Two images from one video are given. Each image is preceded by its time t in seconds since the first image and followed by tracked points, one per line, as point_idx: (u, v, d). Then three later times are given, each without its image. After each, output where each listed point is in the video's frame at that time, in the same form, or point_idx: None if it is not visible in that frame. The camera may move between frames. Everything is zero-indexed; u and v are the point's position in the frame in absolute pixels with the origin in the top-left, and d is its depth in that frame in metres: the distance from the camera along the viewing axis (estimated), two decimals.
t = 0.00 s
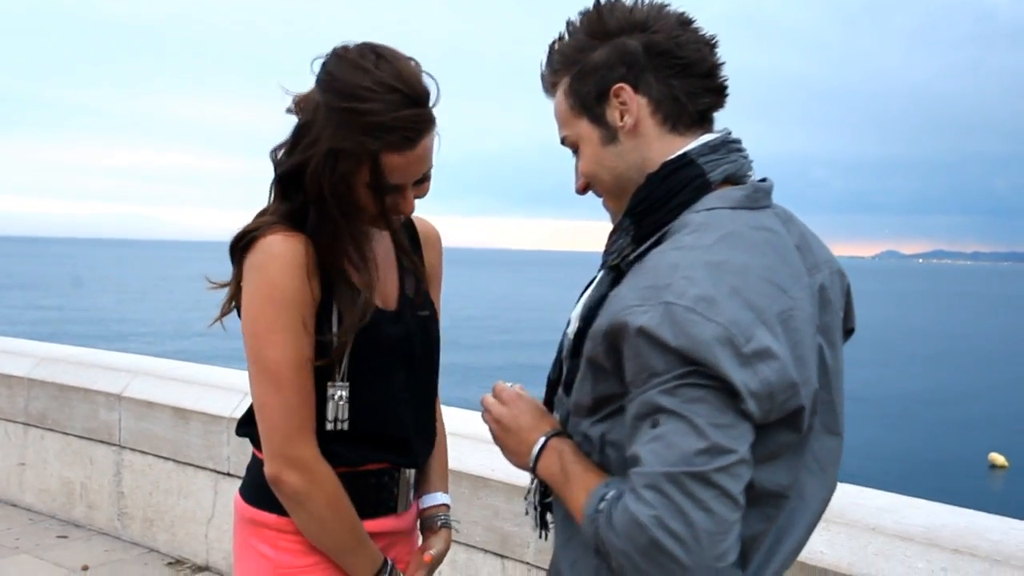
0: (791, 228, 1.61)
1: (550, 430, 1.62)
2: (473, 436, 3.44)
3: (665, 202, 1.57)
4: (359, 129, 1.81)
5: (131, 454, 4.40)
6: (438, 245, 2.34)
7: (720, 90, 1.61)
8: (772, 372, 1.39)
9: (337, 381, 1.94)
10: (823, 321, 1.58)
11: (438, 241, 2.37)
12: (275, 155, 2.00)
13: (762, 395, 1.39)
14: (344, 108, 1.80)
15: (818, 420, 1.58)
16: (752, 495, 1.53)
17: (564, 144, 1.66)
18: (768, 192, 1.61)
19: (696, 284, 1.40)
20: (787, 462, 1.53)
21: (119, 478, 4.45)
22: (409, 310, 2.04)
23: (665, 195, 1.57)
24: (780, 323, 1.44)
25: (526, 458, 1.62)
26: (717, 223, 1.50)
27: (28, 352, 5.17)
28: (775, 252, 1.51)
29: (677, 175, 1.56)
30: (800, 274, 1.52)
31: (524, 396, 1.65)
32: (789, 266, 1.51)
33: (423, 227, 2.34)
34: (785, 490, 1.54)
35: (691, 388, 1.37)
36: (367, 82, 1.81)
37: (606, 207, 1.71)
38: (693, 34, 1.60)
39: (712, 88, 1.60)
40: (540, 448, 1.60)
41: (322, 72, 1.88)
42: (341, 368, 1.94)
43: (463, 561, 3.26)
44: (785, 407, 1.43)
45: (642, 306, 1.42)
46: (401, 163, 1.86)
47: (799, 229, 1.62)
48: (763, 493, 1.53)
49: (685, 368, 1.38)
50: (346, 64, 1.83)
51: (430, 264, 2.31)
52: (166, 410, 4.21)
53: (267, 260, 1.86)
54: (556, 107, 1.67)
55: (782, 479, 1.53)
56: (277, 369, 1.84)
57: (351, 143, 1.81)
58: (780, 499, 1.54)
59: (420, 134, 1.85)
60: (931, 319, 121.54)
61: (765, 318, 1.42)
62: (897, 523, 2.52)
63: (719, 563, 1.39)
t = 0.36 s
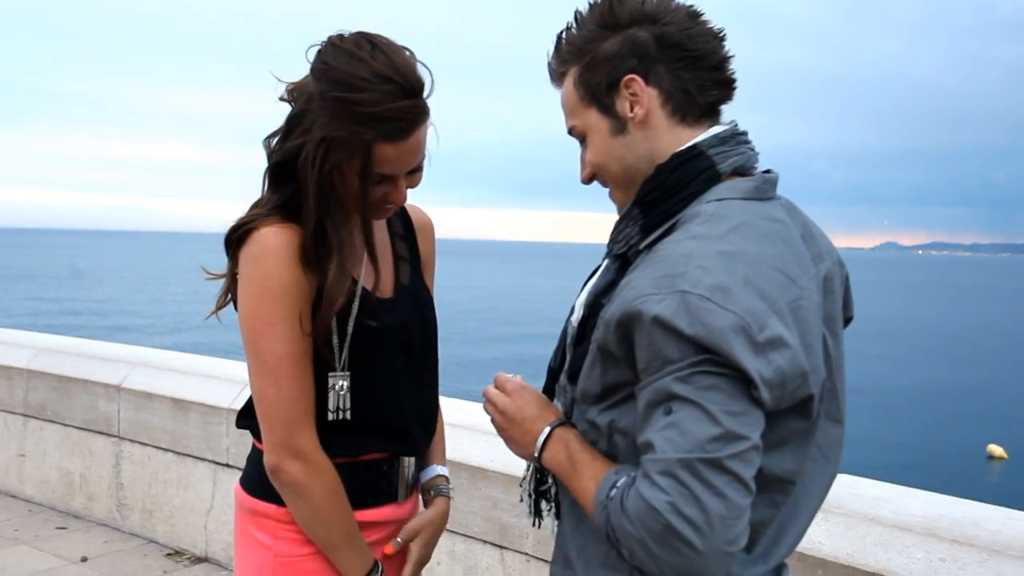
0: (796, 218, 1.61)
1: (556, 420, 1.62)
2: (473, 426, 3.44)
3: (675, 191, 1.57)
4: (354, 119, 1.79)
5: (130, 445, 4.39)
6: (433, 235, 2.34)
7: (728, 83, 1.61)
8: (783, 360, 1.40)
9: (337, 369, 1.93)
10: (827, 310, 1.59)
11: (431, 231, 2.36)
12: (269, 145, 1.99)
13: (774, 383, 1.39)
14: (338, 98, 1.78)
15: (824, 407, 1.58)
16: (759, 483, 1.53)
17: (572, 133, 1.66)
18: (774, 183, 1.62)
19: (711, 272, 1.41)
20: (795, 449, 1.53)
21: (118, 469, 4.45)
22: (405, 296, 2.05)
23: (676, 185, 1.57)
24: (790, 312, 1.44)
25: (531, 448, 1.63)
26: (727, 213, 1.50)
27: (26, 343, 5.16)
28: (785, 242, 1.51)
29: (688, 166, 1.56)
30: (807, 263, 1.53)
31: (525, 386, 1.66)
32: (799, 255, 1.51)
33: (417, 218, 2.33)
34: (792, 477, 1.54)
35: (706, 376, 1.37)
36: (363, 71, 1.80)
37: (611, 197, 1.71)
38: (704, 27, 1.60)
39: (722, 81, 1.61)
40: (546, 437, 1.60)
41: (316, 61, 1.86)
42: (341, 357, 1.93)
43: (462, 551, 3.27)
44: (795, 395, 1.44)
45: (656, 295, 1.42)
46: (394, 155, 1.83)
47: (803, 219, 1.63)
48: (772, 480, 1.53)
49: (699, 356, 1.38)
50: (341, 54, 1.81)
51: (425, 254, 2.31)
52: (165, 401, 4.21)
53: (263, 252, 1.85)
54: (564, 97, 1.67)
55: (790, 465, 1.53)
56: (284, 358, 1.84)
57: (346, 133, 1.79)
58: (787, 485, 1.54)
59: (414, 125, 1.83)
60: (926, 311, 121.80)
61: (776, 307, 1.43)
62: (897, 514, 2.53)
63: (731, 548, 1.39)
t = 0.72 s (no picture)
0: (800, 206, 1.62)
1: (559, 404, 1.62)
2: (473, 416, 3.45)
3: (683, 178, 1.56)
4: (359, 103, 1.79)
5: (131, 436, 4.40)
6: (428, 226, 2.34)
7: (735, 73, 1.61)
8: (792, 343, 1.40)
9: (341, 355, 1.92)
10: (829, 297, 1.59)
11: (427, 222, 2.36)
12: (270, 135, 1.98)
13: (783, 365, 1.40)
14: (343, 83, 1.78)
15: (826, 392, 1.58)
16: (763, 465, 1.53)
17: (578, 122, 1.65)
18: (778, 171, 1.62)
19: (721, 255, 1.41)
20: (797, 433, 1.53)
21: (120, 460, 4.46)
22: (406, 281, 2.05)
23: (683, 171, 1.57)
24: (798, 296, 1.45)
25: (535, 434, 1.62)
26: (736, 198, 1.51)
27: (27, 334, 5.16)
28: (792, 226, 1.51)
29: (696, 153, 1.56)
30: (812, 249, 1.53)
31: (529, 374, 1.66)
32: (806, 241, 1.52)
33: (414, 209, 2.33)
34: (794, 459, 1.54)
35: (716, 357, 1.37)
36: (365, 57, 1.80)
37: (616, 184, 1.70)
38: (711, 16, 1.60)
39: (728, 71, 1.60)
40: (550, 422, 1.60)
41: (318, 49, 1.86)
42: (345, 343, 1.93)
43: (463, 541, 3.28)
44: (802, 377, 1.45)
45: (667, 277, 1.42)
46: (399, 138, 1.83)
47: (806, 209, 1.63)
48: (775, 462, 1.53)
49: (709, 338, 1.38)
50: (345, 40, 1.82)
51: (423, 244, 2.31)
52: (166, 392, 4.21)
53: (263, 248, 1.83)
54: (571, 85, 1.66)
55: (792, 448, 1.53)
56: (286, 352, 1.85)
57: (351, 117, 1.79)
58: (789, 468, 1.54)
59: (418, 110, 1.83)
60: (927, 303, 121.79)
61: (784, 292, 1.43)
62: (897, 501, 2.53)
63: (739, 527, 1.39)
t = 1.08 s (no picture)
0: (805, 192, 1.61)
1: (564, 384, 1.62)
2: (475, 401, 3.45)
3: (689, 162, 1.56)
4: (374, 78, 1.79)
5: (133, 423, 4.40)
6: (430, 211, 2.34)
7: (735, 57, 1.60)
8: (798, 326, 1.41)
9: (343, 339, 1.92)
10: (833, 282, 1.59)
11: (429, 208, 2.36)
12: (269, 123, 1.96)
13: (790, 348, 1.40)
14: (358, 58, 1.79)
15: (830, 375, 1.58)
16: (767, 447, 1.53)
17: (580, 109, 1.64)
18: (782, 156, 1.62)
19: (730, 240, 1.41)
20: (802, 415, 1.53)
21: (122, 447, 4.46)
22: (409, 262, 2.04)
23: (689, 155, 1.56)
24: (804, 280, 1.45)
25: (541, 412, 1.62)
26: (743, 183, 1.50)
27: (27, 321, 5.15)
28: (797, 211, 1.51)
29: (701, 137, 1.55)
30: (817, 233, 1.54)
31: (538, 353, 1.67)
32: (811, 226, 1.52)
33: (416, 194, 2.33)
34: (798, 442, 1.54)
35: (723, 341, 1.37)
36: (379, 34, 1.81)
37: (620, 171, 1.69)
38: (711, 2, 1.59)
39: (729, 56, 1.59)
40: (556, 401, 1.59)
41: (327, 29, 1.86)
42: (343, 324, 1.92)
43: (466, 526, 3.29)
44: (807, 361, 1.45)
45: (676, 261, 1.41)
46: (414, 115, 1.83)
47: (810, 194, 1.62)
48: (780, 444, 1.53)
49: (717, 321, 1.37)
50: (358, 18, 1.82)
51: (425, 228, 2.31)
52: (167, 379, 4.21)
53: (257, 227, 1.83)
54: (572, 73, 1.64)
55: (797, 430, 1.53)
56: (276, 330, 1.84)
57: (366, 91, 1.78)
58: (795, 449, 1.54)
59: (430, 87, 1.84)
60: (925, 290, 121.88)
61: (791, 275, 1.43)
62: (900, 483, 2.54)
63: (740, 508, 1.39)
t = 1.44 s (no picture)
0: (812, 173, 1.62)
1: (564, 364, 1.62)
2: (475, 385, 3.45)
3: (695, 143, 1.56)
4: (377, 49, 1.79)
5: (133, 411, 4.40)
6: (433, 195, 2.34)
7: (745, 38, 1.60)
8: (808, 306, 1.41)
9: (348, 320, 1.92)
10: (839, 262, 1.60)
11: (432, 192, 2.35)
12: (274, 102, 1.95)
13: (799, 327, 1.40)
14: (360, 28, 1.78)
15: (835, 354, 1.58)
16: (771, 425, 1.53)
17: (588, 87, 1.63)
18: (789, 136, 1.62)
19: (742, 220, 1.41)
20: (807, 394, 1.53)
21: (122, 435, 4.46)
22: (412, 243, 2.03)
23: (696, 135, 1.56)
24: (813, 260, 1.45)
25: (541, 391, 1.62)
26: (754, 163, 1.51)
27: (25, 310, 5.14)
28: (806, 192, 1.52)
29: (710, 117, 1.55)
30: (825, 214, 1.54)
31: (539, 331, 1.67)
32: (820, 208, 1.52)
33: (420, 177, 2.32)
34: (803, 420, 1.54)
35: (733, 320, 1.37)
36: (382, 5, 1.81)
37: (625, 149, 1.68)
38: None
39: (739, 36, 1.59)
40: (557, 380, 1.59)
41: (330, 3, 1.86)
42: (349, 307, 1.92)
43: (467, 510, 3.30)
44: (815, 340, 1.46)
45: (687, 240, 1.41)
46: (416, 87, 1.83)
47: (817, 176, 1.63)
48: (784, 422, 1.53)
49: (727, 300, 1.37)
50: None
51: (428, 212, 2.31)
52: (167, 367, 4.21)
53: (263, 208, 1.81)
54: (581, 50, 1.63)
55: (803, 408, 1.53)
56: (282, 313, 1.83)
57: (368, 62, 1.78)
58: (799, 426, 1.54)
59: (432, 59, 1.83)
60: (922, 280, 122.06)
61: (801, 256, 1.44)
62: (900, 464, 2.55)
63: (745, 484, 1.40)
